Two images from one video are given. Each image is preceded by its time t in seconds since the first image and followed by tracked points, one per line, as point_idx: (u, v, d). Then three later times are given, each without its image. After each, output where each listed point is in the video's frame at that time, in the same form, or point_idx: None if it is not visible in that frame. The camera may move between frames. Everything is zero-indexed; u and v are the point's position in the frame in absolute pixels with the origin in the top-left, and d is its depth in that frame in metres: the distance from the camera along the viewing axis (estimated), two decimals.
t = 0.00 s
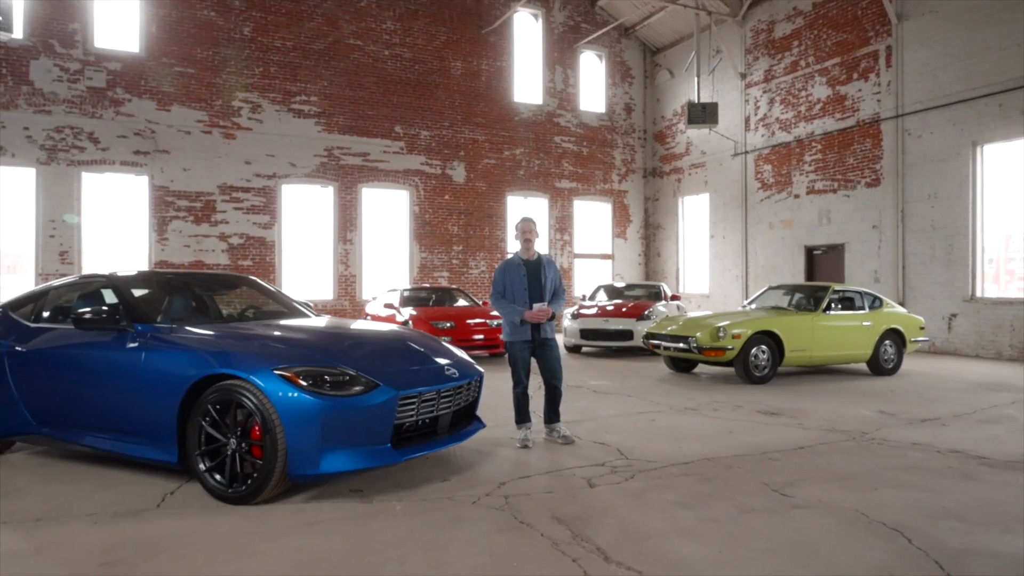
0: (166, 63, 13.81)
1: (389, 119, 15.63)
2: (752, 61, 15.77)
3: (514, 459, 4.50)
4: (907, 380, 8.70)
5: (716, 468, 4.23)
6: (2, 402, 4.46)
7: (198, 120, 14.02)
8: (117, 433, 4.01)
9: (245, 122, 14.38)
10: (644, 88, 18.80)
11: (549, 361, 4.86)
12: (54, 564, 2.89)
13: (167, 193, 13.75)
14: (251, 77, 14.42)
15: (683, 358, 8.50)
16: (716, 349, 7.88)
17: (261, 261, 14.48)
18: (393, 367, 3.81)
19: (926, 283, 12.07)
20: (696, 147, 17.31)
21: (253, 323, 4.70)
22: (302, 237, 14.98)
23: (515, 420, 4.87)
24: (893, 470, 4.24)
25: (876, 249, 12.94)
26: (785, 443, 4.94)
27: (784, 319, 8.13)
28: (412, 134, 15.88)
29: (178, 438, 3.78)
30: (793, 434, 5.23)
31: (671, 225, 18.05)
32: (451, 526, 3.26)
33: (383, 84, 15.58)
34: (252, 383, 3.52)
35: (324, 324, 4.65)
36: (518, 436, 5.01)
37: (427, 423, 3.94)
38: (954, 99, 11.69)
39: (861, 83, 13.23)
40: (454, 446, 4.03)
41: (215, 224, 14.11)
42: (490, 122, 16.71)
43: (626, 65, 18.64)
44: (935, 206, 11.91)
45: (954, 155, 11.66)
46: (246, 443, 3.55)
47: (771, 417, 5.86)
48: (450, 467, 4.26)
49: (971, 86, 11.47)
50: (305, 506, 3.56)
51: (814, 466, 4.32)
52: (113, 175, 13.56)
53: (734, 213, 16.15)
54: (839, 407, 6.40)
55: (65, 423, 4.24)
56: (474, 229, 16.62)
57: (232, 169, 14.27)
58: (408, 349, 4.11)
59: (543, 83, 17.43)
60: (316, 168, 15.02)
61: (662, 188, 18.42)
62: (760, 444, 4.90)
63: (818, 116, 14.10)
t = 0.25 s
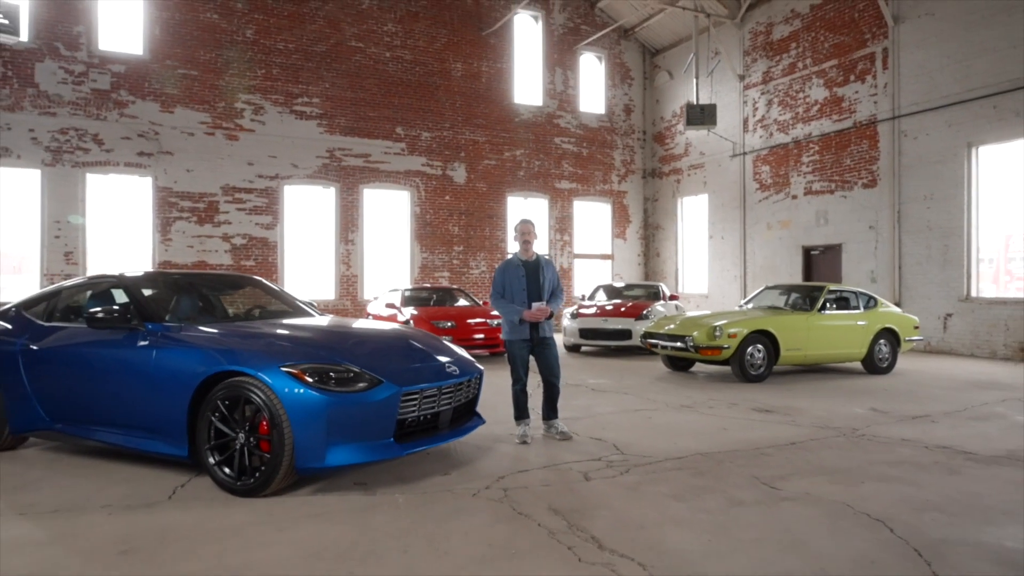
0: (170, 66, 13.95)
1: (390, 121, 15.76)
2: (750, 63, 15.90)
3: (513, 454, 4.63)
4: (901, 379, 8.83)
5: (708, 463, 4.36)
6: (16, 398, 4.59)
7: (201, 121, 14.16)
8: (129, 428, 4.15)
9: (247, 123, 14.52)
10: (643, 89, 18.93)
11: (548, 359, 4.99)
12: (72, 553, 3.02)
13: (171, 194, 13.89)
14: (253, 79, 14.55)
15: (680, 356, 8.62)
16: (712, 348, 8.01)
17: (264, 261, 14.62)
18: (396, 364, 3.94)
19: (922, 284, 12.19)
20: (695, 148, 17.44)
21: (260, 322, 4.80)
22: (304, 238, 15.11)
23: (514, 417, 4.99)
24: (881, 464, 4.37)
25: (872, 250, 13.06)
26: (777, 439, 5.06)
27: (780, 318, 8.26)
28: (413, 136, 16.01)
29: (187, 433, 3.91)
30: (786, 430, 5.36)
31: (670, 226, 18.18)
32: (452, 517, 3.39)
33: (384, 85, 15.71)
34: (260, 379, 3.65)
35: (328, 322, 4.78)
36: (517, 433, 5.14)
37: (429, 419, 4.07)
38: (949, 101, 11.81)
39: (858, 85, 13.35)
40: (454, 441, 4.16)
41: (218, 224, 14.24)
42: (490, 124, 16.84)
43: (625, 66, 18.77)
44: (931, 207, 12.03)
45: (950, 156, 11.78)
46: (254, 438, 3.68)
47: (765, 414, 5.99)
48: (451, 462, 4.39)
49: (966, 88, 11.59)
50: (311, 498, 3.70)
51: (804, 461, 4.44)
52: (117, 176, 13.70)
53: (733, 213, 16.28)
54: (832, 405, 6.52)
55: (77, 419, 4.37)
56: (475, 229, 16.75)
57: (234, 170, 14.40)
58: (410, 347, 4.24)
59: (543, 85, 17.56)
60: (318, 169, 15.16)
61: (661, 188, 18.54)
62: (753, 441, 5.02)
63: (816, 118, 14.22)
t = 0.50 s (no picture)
0: (173, 68, 14.08)
1: (391, 122, 15.89)
2: (749, 65, 16.02)
3: (513, 450, 4.76)
4: (896, 377, 8.95)
5: (702, 458, 4.48)
6: (29, 395, 4.73)
7: (205, 123, 14.29)
8: (139, 424, 4.28)
9: (250, 125, 14.65)
10: (643, 90, 19.05)
11: (546, 358, 5.11)
12: (89, 542, 3.15)
13: (175, 195, 14.02)
14: (256, 81, 14.68)
15: (678, 355, 8.75)
16: (709, 347, 8.13)
17: (267, 261, 14.75)
18: (399, 362, 4.07)
19: (918, 284, 12.31)
20: (694, 149, 17.56)
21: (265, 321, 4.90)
22: (306, 238, 15.23)
23: (514, 414, 5.09)
24: (870, 459, 4.49)
25: (870, 250, 13.18)
26: (770, 436, 5.19)
27: (776, 318, 8.37)
28: (414, 137, 16.13)
29: (197, 428, 4.03)
30: (780, 427, 5.48)
31: (669, 226, 18.30)
32: (453, 509, 3.52)
33: (385, 87, 15.83)
34: (268, 377, 3.78)
35: (332, 322, 4.91)
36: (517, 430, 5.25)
37: (431, 415, 4.19)
38: (945, 102, 11.92)
39: (856, 86, 13.46)
40: (455, 436, 4.28)
41: (221, 225, 14.38)
42: (490, 125, 16.96)
43: (625, 68, 18.88)
44: (928, 208, 12.14)
45: (946, 158, 11.89)
46: (261, 433, 3.81)
47: (760, 411, 6.11)
48: (452, 457, 4.52)
49: (962, 90, 11.70)
50: (317, 491, 3.83)
51: (795, 456, 4.57)
52: (122, 178, 13.83)
53: (732, 214, 16.40)
54: (826, 403, 6.64)
55: (89, 415, 4.50)
56: (475, 230, 16.88)
57: (237, 171, 14.53)
58: (412, 345, 4.37)
59: (543, 86, 17.68)
60: (320, 170, 15.30)
61: (660, 189, 18.67)
62: (747, 437, 5.15)
63: (814, 119, 14.34)
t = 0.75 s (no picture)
0: (176, 69, 14.19)
1: (393, 123, 16.00)
2: (748, 66, 16.13)
3: (513, 445, 4.87)
4: (893, 376, 9.05)
5: (699, 453, 4.59)
6: (41, 392, 4.84)
7: (208, 124, 14.40)
8: (149, 420, 4.39)
9: (253, 126, 14.77)
10: (643, 91, 19.15)
11: (546, 356, 5.23)
12: (105, 532, 3.27)
13: (178, 195, 14.14)
14: (259, 82, 14.80)
15: (676, 354, 8.86)
16: (707, 346, 8.23)
17: (269, 262, 14.86)
18: (403, 359, 4.18)
19: (916, 283, 12.41)
20: (694, 150, 17.66)
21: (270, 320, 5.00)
22: (308, 238, 15.35)
23: (514, 411, 5.20)
24: (862, 455, 4.60)
25: (868, 250, 13.28)
26: (765, 432, 5.30)
27: (773, 317, 8.49)
28: (415, 138, 16.25)
29: (206, 424, 4.15)
30: (775, 424, 5.60)
31: (669, 226, 18.40)
32: (456, 501, 3.63)
33: (387, 88, 15.94)
34: (276, 373, 3.89)
35: (336, 320, 5.02)
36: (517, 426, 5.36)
37: (433, 411, 4.31)
38: (942, 103, 12.02)
39: (854, 87, 13.56)
40: (457, 432, 4.40)
41: (224, 225, 14.50)
42: (491, 125, 17.06)
43: (625, 68, 18.99)
44: (925, 208, 12.25)
45: (943, 159, 12.00)
46: (269, 428, 3.92)
47: (756, 409, 6.22)
48: (454, 452, 4.63)
49: (959, 91, 11.80)
50: (323, 484, 3.94)
51: (789, 452, 4.68)
52: (126, 178, 13.95)
53: (731, 214, 16.51)
54: (822, 400, 6.75)
55: (100, 411, 4.62)
56: (476, 230, 16.99)
57: (240, 171, 14.65)
58: (415, 343, 4.48)
59: (543, 87, 17.78)
60: (322, 171, 15.41)
61: (660, 189, 18.77)
62: (742, 433, 5.26)
63: (812, 120, 14.44)
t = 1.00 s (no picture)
0: (180, 70, 14.31)
1: (395, 124, 16.12)
2: (747, 67, 16.24)
3: (514, 440, 4.99)
4: (889, 374, 9.17)
5: (695, 448, 4.71)
6: (54, 389, 4.96)
7: (211, 125, 14.52)
8: (160, 415, 4.51)
9: (256, 127, 14.89)
10: (643, 92, 19.26)
11: (546, 354, 5.34)
12: (120, 522, 3.38)
13: (182, 196, 14.26)
14: (262, 84, 14.92)
15: (675, 353, 8.97)
16: (706, 345, 8.34)
17: (272, 261, 14.97)
18: (407, 356, 4.30)
19: (913, 283, 12.52)
20: (693, 150, 17.77)
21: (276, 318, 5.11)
22: (311, 238, 15.47)
23: (515, 408, 5.33)
24: (854, 449, 4.72)
25: (865, 249, 13.39)
26: (761, 428, 5.41)
27: (770, 316, 8.59)
28: (416, 138, 16.36)
29: (216, 419, 4.27)
30: (771, 420, 5.71)
31: (669, 226, 18.52)
32: (458, 493, 3.75)
33: (388, 89, 16.05)
34: (283, 370, 4.01)
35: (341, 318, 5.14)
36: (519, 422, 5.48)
37: (437, 407, 4.43)
38: (939, 105, 12.13)
39: (852, 89, 13.67)
40: (460, 426, 4.51)
41: (227, 225, 14.62)
42: (492, 126, 17.18)
43: (625, 70, 19.10)
44: (922, 208, 12.35)
45: (940, 160, 12.10)
46: (278, 423, 4.04)
47: (752, 406, 6.34)
48: (456, 447, 4.75)
49: (955, 92, 11.90)
50: (330, 477, 4.06)
51: (783, 447, 4.80)
52: (130, 179, 14.07)
53: (730, 214, 16.62)
54: (817, 398, 6.87)
55: (111, 407, 4.74)
56: (477, 230, 17.10)
57: (243, 172, 14.77)
58: (418, 340, 4.59)
59: (544, 88, 17.89)
60: (324, 171, 15.53)
61: (660, 190, 18.88)
62: (738, 429, 5.37)
63: (811, 121, 14.56)
